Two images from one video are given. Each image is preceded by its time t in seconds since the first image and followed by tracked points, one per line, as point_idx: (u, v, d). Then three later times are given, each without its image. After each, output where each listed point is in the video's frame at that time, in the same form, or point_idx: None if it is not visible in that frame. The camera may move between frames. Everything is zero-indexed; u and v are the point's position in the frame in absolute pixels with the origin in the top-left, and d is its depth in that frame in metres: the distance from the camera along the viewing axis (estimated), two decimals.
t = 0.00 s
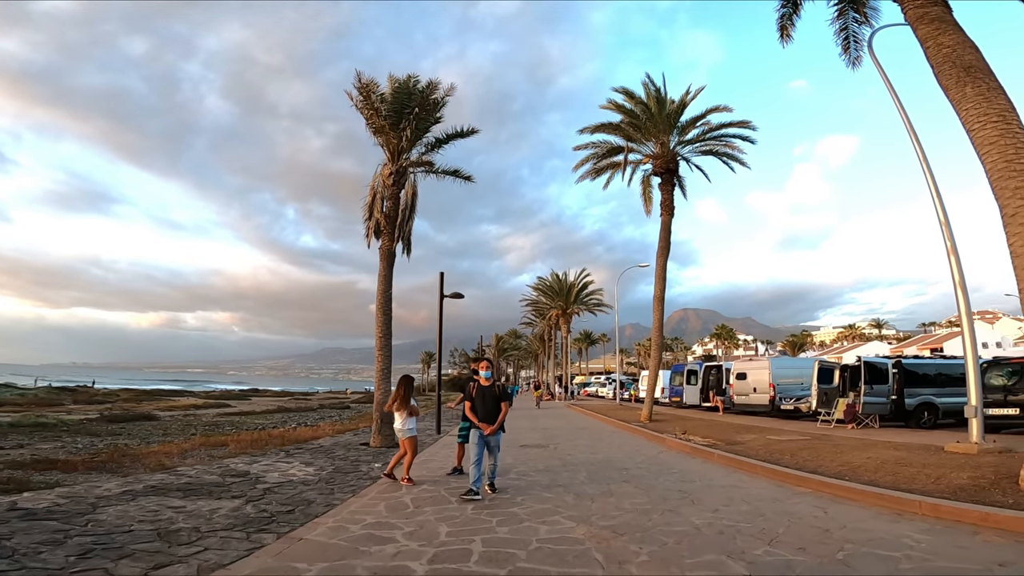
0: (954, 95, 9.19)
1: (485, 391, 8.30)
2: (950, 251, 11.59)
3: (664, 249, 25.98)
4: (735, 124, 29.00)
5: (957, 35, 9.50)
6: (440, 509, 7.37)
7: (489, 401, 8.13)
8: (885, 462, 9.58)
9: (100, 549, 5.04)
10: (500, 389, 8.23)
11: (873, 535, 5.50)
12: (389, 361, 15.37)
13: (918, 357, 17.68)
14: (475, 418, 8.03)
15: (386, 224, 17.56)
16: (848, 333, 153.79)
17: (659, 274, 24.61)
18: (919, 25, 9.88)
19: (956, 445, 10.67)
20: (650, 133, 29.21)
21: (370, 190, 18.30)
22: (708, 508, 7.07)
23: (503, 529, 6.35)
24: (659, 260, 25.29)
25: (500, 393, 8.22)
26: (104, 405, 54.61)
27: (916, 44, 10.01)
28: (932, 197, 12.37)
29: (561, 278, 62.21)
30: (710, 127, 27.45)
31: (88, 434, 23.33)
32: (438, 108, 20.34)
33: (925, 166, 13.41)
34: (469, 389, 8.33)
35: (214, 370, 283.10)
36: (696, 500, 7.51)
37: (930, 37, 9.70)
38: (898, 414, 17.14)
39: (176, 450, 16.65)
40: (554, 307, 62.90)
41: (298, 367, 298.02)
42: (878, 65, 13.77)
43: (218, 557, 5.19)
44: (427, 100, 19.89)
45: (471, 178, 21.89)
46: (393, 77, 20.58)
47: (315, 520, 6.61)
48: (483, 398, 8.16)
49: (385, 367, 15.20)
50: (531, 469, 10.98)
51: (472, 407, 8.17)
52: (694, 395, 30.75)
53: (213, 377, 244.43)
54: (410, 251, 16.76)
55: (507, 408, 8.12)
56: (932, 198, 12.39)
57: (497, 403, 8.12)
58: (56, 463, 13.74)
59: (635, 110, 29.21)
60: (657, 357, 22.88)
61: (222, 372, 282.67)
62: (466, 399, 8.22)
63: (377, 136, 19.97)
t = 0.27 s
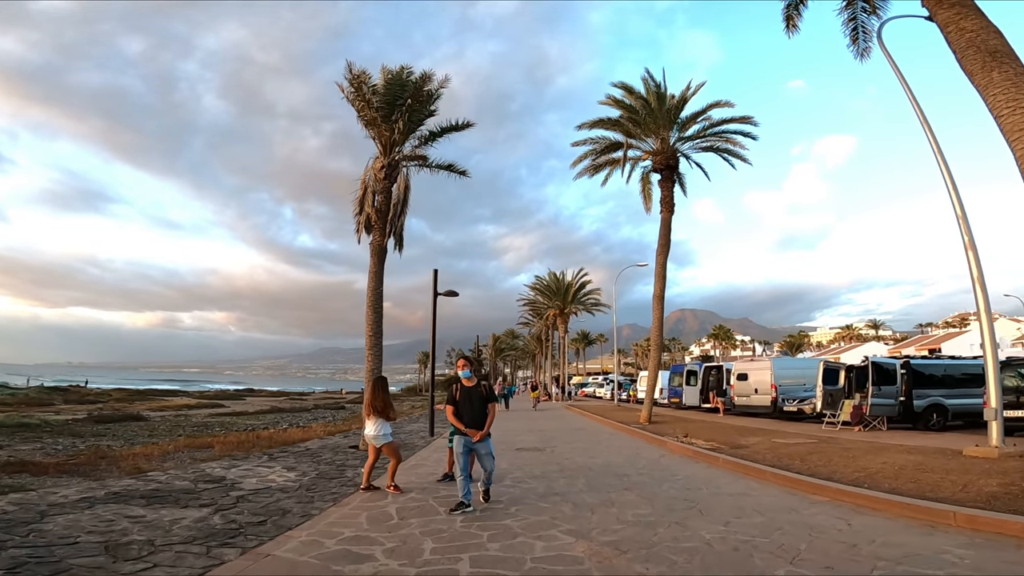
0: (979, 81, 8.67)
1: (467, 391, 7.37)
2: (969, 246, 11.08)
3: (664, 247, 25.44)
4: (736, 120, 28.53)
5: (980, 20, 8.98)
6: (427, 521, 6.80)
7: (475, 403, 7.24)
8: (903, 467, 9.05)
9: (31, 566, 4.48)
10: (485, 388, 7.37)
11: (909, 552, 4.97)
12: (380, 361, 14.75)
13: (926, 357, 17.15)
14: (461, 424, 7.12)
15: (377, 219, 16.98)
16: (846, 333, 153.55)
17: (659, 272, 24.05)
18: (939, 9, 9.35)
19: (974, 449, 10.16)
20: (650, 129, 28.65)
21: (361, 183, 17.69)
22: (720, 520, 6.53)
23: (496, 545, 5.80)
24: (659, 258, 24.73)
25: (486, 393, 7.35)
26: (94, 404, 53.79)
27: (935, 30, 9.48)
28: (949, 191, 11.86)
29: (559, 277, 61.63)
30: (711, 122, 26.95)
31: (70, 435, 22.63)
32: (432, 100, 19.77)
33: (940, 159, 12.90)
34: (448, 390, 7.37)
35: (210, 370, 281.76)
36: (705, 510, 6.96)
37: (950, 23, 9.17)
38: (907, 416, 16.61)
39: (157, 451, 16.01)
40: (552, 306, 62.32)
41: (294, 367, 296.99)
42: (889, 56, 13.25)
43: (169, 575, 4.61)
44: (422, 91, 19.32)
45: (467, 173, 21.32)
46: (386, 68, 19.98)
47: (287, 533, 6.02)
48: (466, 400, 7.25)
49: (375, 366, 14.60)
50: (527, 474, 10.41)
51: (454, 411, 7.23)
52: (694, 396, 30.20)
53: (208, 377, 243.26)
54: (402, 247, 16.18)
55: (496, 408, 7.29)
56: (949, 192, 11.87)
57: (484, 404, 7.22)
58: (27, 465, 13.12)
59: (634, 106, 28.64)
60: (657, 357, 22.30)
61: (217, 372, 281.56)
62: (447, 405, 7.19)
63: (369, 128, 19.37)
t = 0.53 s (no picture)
0: (999, 63, 8.15)
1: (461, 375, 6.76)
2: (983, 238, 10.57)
3: (662, 243, 24.92)
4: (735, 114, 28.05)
5: None
6: (408, 530, 6.23)
7: (452, 399, 5.79)
8: (918, 470, 8.53)
9: None
10: (466, 383, 5.84)
11: (944, 566, 4.44)
12: (368, 359, 14.17)
13: (932, 355, 16.64)
14: (435, 424, 5.74)
15: (365, 212, 16.41)
16: (842, 333, 153.49)
17: (656, 269, 23.50)
18: None
19: (990, 451, 9.64)
20: (647, 123, 28.10)
21: (349, 175, 17.10)
22: (728, 530, 5.98)
23: (482, 558, 5.24)
24: (657, 255, 24.20)
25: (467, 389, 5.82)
26: (83, 403, 53.00)
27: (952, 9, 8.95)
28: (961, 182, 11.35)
29: (555, 276, 61.07)
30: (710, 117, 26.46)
31: (50, 435, 21.96)
32: (423, 90, 19.22)
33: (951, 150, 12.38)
34: (424, 384, 6.02)
35: (204, 370, 280.26)
36: (710, 518, 6.42)
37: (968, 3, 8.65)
38: (912, 416, 16.10)
39: (135, 452, 15.39)
40: (547, 305, 61.76)
41: (289, 367, 295.70)
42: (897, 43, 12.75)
43: None
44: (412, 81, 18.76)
45: (459, 166, 20.74)
46: (375, 57, 19.39)
47: (247, 543, 5.46)
48: (440, 395, 5.85)
49: (362, 364, 14.03)
50: (519, 478, 9.84)
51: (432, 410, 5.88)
52: (692, 396, 29.68)
53: (203, 377, 241.89)
54: (390, 240, 15.61)
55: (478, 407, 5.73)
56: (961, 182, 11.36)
57: (463, 402, 5.78)
58: None
59: (631, 100, 28.09)
60: (654, 356, 21.75)
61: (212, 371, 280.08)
62: (423, 401, 5.93)
63: (358, 119, 18.77)
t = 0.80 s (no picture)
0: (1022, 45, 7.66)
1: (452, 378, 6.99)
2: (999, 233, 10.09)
3: (659, 241, 24.41)
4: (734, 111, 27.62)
5: None
6: (386, 547, 5.66)
7: (430, 408, 5.04)
8: (936, 478, 8.01)
9: None
10: (446, 390, 5.06)
11: None
12: (354, 359, 13.62)
13: (938, 356, 16.15)
14: (412, 434, 5.07)
15: (353, 207, 15.86)
16: (838, 334, 153.45)
17: (654, 269, 22.99)
18: None
19: (1008, 456, 9.14)
20: (644, 120, 27.59)
21: (337, 169, 16.53)
22: (738, 547, 5.44)
23: None
24: (654, 254, 23.67)
25: (447, 397, 5.03)
26: (72, 404, 52.22)
27: None
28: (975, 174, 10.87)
29: (551, 275, 60.54)
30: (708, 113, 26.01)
31: (29, 437, 21.31)
32: (414, 83, 18.68)
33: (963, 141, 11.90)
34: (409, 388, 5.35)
35: (197, 370, 277.79)
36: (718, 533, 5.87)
37: None
38: (919, 419, 15.60)
39: (111, 455, 14.77)
40: (543, 305, 61.19)
41: (284, 367, 294.38)
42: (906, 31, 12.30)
43: None
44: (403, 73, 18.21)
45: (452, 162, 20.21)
46: (365, 48, 18.83)
47: (201, 560, 4.91)
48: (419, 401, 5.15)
49: (348, 365, 13.46)
50: (511, 486, 9.28)
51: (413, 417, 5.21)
52: (690, 397, 29.15)
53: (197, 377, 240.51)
54: (379, 236, 15.07)
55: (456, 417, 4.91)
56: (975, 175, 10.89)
57: (441, 412, 5.01)
58: None
59: (628, 96, 27.59)
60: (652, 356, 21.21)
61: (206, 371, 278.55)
62: (404, 407, 5.25)
63: (347, 112, 18.21)
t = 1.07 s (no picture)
0: None
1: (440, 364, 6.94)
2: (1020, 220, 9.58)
3: (659, 237, 23.88)
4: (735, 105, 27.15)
5: None
6: (364, 559, 5.06)
7: (409, 404, 4.41)
8: (962, 480, 7.47)
9: None
10: (428, 385, 4.42)
11: None
12: (342, 356, 13.04)
13: (948, 353, 15.64)
14: (389, 433, 4.47)
15: (341, 198, 15.27)
16: (836, 334, 153.28)
17: (653, 265, 22.44)
18: None
19: None
20: (644, 113, 27.05)
21: (326, 159, 15.95)
22: (759, 558, 4.86)
23: None
24: (654, 250, 23.12)
25: (430, 392, 4.39)
26: (62, 404, 51.46)
27: None
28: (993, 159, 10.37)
29: (548, 274, 59.99)
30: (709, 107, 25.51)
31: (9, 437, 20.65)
32: (406, 72, 18.09)
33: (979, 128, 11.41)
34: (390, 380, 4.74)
35: (192, 370, 276.41)
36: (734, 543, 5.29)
37: None
38: (928, 418, 15.09)
39: (88, 456, 14.15)
40: (541, 304, 60.62)
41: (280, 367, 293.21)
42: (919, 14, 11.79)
43: None
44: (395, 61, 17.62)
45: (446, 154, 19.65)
46: (356, 36, 18.22)
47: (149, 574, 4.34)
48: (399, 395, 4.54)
49: (335, 362, 12.88)
50: (506, 489, 8.70)
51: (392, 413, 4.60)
52: (689, 396, 28.60)
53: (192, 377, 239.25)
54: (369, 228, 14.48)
55: (439, 415, 4.28)
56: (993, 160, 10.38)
57: (420, 409, 4.37)
58: None
59: (627, 89, 27.04)
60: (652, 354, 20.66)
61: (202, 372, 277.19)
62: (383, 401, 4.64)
63: (337, 102, 17.62)
